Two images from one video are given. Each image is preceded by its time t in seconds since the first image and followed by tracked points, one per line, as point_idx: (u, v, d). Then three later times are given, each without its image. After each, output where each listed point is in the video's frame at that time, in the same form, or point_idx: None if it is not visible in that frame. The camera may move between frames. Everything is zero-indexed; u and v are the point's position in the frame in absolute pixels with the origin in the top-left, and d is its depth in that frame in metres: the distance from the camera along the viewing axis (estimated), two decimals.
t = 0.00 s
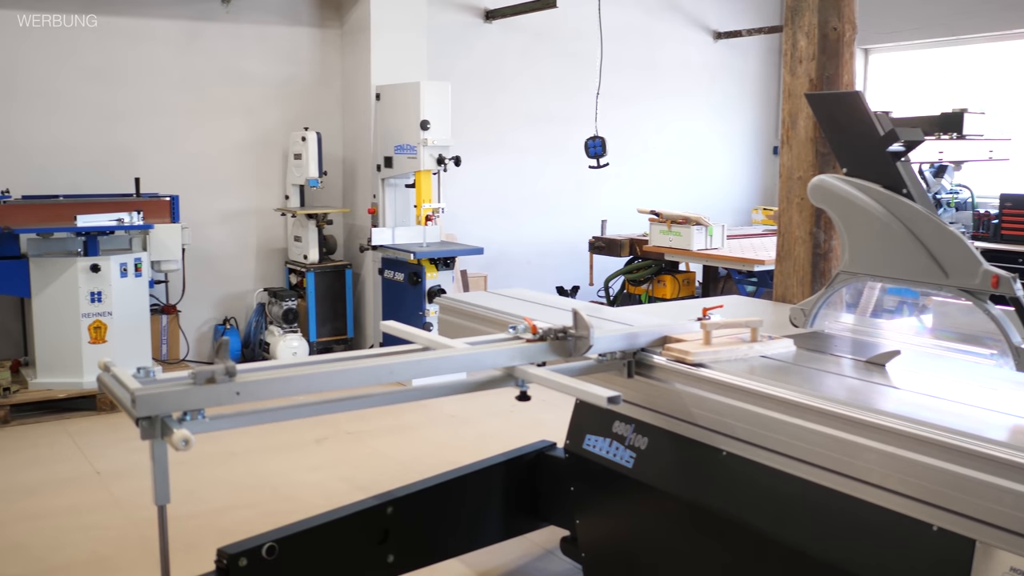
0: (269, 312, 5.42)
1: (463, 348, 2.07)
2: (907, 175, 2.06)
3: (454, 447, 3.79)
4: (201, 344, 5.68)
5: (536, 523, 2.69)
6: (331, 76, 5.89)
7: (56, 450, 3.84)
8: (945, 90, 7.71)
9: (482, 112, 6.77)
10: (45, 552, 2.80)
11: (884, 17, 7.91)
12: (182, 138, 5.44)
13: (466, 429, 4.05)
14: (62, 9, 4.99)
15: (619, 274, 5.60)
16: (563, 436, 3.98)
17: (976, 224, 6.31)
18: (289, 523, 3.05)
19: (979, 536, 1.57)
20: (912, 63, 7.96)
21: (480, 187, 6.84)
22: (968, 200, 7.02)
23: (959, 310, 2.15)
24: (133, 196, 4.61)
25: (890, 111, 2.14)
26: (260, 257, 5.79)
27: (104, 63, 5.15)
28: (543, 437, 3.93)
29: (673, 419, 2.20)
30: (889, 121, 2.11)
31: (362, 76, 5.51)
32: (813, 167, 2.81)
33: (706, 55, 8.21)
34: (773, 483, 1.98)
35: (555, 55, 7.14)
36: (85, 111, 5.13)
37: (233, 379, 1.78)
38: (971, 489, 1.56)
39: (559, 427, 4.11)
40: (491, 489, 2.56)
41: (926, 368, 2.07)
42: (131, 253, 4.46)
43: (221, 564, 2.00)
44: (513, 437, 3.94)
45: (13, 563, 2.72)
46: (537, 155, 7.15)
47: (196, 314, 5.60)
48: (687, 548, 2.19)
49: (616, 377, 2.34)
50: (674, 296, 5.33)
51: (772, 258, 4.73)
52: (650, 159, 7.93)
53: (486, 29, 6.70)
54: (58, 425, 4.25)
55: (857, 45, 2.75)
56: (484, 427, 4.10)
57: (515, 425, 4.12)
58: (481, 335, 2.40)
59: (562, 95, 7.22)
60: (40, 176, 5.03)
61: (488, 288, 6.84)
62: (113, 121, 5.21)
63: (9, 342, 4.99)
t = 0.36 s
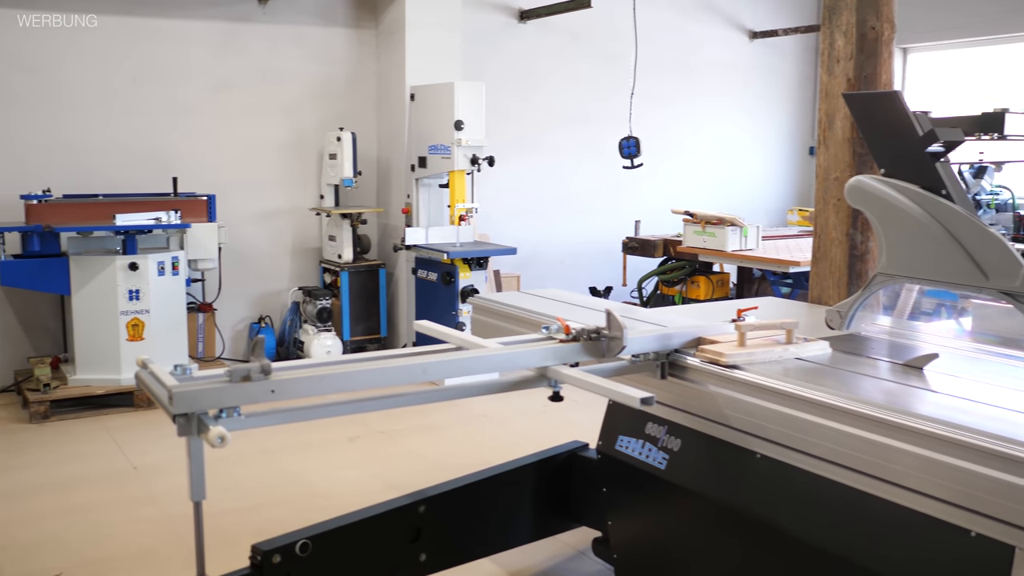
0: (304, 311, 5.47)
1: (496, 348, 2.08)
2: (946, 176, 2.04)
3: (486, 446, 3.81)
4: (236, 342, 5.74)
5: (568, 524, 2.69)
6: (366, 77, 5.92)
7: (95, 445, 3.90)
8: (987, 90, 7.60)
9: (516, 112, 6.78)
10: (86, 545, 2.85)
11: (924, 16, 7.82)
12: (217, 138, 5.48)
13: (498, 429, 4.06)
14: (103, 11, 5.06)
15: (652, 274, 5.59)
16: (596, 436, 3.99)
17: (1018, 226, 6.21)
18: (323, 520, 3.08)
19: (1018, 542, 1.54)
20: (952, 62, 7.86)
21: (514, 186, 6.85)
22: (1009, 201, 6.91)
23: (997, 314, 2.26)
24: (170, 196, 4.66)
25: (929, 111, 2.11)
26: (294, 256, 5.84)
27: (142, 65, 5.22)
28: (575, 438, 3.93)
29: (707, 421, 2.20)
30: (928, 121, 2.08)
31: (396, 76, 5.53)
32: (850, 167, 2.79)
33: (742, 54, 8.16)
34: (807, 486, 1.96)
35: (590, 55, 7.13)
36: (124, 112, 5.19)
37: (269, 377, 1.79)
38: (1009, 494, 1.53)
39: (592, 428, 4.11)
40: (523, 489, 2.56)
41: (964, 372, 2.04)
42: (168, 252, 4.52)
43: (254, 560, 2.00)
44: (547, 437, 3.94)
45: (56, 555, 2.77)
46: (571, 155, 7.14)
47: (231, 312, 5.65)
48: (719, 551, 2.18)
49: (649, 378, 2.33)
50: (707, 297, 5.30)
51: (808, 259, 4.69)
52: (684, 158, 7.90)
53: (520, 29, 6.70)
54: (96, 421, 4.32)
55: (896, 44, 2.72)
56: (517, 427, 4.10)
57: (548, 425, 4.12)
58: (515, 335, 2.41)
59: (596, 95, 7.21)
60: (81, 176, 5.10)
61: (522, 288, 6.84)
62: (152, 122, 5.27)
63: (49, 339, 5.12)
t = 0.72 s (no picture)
0: (342, 310, 5.48)
1: (533, 348, 2.08)
2: (990, 176, 2.01)
3: (522, 446, 3.82)
4: (274, 339, 5.80)
5: (603, 524, 2.70)
6: (404, 77, 5.94)
7: (136, 441, 3.96)
8: None
9: (553, 112, 6.78)
10: (129, 538, 2.91)
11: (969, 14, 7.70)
12: (255, 138, 5.53)
13: (534, 430, 4.07)
14: (146, 13, 5.14)
15: (689, 276, 5.56)
16: (633, 437, 3.98)
17: None
18: (359, 517, 3.10)
19: None
20: (997, 61, 7.73)
21: (550, 186, 6.85)
22: None
23: None
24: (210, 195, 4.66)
25: (973, 110, 2.05)
26: (331, 256, 5.88)
27: (183, 66, 5.28)
28: (612, 439, 3.92)
29: (744, 424, 2.19)
30: (972, 121, 2.03)
31: (433, 77, 5.56)
32: (892, 168, 2.77)
33: (781, 54, 8.10)
34: (846, 491, 1.93)
35: (628, 55, 7.10)
36: (164, 112, 5.25)
37: (306, 375, 1.80)
38: None
39: (628, 429, 4.10)
40: (558, 489, 2.57)
41: (1005, 376, 2.01)
42: (208, 250, 4.57)
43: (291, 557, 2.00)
44: (583, 437, 3.95)
45: (98, 549, 2.82)
46: (609, 155, 7.13)
47: (268, 310, 5.71)
48: (755, 555, 2.16)
49: (686, 380, 2.34)
50: (745, 299, 5.27)
51: (848, 261, 4.65)
52: (721, 159, 7.84)
53: (557, 29, 6.70)
54: (135, 417, 4.39)
55: (939, 42, 2.68)
56: (552, 427, 4.11)
57: (584, 427, 4.13)
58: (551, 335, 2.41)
59: (634, 94, 7.18)
60: (124, 175, 5.18)
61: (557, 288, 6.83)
62: (193, 122, 5.34)
63: (91, 336, 5.21)
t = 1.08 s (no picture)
0: (376, 309, 5.51)
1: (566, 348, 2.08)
2: None
3: (556, 447, 3.82)
4: (308, 338, 5.85)
5: (635, 526, 2.70)
6: (439, 77, 5.96)
7: (173, 438, 4.02)
8: None
9: (588, 112, 6.77)
10: (165, 533, 2.95)
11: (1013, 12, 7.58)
12: (290, 138, 5.57)
13: (568, 430, 4.08)
14: (182, 14, 5.19)
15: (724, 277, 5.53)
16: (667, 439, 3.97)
17: None
18: (391, 515, 3.12)
19: None
20: None
21: (584, 187, 6.84)
22: None
23: None
24: (247, 195, 4.68)
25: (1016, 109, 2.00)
26: (366, 256, 5.92)
27: (218, 66, 5.32)
28: (646, 441, 3.92)
29: (778, 426, 2.17)
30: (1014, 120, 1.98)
31: (468, 77, 5.57)
32: (931, 168, 2.73)
33: (818, 53, 8.02)
34: (882, 496, 1.91)
35: (663, 55, 7.07)
36: (201, 112, 5.31)
37: (340, 373, 1.81)
38: None
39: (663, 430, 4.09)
40: (591, 490, 2.58)
41: None
42: (245, 249, 4.61)
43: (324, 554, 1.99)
44: (617, 439, 3.95)
45: (136, 544, 2.87)
46: (644, 156, 7.11)
47: (303, 309, 5.76)
48: (791, 559, 2.15)
49: (720, 381, 2.33)
50: (780, 300, 5.23)
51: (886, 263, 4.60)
52: (756, 159, 7.79)
53: (592, 29, 6.69)
54: (172, 414, 4.45)
55: (980, 41, 2.65)
56: (586, 428, 4.11)
57: (618, 428, 4.12)
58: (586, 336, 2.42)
59: (669, 94, 7.15)
60: (161, 174, 5.24)
61: (590, 288, 6.82)
62: (229, 122, 5.39)
63: (130, 333, 5.28)
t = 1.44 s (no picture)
0: (410, 309, 5.57)
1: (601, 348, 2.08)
2: None
3: (590, 448, 3.82)
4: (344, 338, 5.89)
5: (670, 528, 2.70)
6: (474, 77, 5.96)
7: (210, 434, 4.07)
8: None
9: (623, 112, 6.75)
10: (203, 529, 2.99)
11: None
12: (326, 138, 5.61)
13: (602, 432, 4.08)
14: (218, 14, 5.24)
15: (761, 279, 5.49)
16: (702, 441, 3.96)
17: None
18: (424, 513, 3.14)
19: None
20: None
21: (619, 188, 6.82)
22: None
23: None
24: (284, 195, 4.73)
25: None
26: (400, 256, 5.94)
27: (252, 66, 5.36)
28: (681, 442, 3.91)
29: (814, 429, 2.15)
30: None
31: (503, 77, 5.58)
32: (973, 169, 2.70)
33: (857, 52, 7.92)
34: (921, 501, 1.89)
35: (698, 55, 7.03)
36: (240, 113, 5.36)
37: (376, 372, 1.82)
38: None
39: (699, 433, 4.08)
40: (625, 491, 2.57)
41: None
42: (281, 248, 4.65)
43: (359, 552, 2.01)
44: (653, 440, 3.94)
45: (175, 540, 2.91)
46: (680, 157, 7.08)
47: (338, 309, 5.80)
48: (829, 563, 2.13)
49: (757, 382, 2.32)
50: (817, 302, 5.19)
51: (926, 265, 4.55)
52: (793, 159, 7.72)
53: (627, 29, 6.66)
54: (208, 411, 4.51)
55: None
56: (620, 429, 4.11)
57: (653, 429, 4.12)
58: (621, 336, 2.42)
59: (704, 94, 7.10)
60: (198, 174, 5.30)
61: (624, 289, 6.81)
62: (267, 123, 5.44)
63: (168, 331, 5.35)
